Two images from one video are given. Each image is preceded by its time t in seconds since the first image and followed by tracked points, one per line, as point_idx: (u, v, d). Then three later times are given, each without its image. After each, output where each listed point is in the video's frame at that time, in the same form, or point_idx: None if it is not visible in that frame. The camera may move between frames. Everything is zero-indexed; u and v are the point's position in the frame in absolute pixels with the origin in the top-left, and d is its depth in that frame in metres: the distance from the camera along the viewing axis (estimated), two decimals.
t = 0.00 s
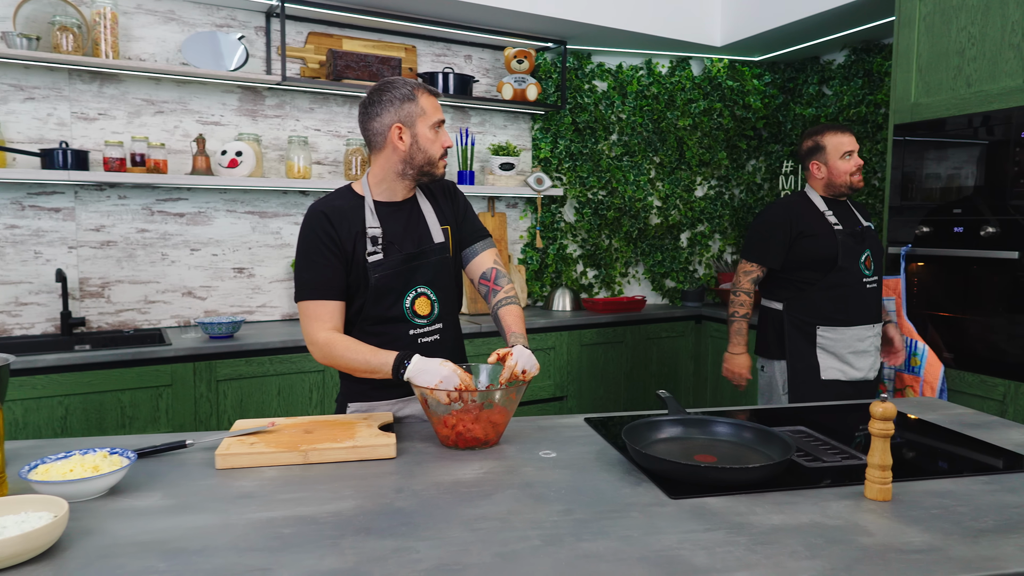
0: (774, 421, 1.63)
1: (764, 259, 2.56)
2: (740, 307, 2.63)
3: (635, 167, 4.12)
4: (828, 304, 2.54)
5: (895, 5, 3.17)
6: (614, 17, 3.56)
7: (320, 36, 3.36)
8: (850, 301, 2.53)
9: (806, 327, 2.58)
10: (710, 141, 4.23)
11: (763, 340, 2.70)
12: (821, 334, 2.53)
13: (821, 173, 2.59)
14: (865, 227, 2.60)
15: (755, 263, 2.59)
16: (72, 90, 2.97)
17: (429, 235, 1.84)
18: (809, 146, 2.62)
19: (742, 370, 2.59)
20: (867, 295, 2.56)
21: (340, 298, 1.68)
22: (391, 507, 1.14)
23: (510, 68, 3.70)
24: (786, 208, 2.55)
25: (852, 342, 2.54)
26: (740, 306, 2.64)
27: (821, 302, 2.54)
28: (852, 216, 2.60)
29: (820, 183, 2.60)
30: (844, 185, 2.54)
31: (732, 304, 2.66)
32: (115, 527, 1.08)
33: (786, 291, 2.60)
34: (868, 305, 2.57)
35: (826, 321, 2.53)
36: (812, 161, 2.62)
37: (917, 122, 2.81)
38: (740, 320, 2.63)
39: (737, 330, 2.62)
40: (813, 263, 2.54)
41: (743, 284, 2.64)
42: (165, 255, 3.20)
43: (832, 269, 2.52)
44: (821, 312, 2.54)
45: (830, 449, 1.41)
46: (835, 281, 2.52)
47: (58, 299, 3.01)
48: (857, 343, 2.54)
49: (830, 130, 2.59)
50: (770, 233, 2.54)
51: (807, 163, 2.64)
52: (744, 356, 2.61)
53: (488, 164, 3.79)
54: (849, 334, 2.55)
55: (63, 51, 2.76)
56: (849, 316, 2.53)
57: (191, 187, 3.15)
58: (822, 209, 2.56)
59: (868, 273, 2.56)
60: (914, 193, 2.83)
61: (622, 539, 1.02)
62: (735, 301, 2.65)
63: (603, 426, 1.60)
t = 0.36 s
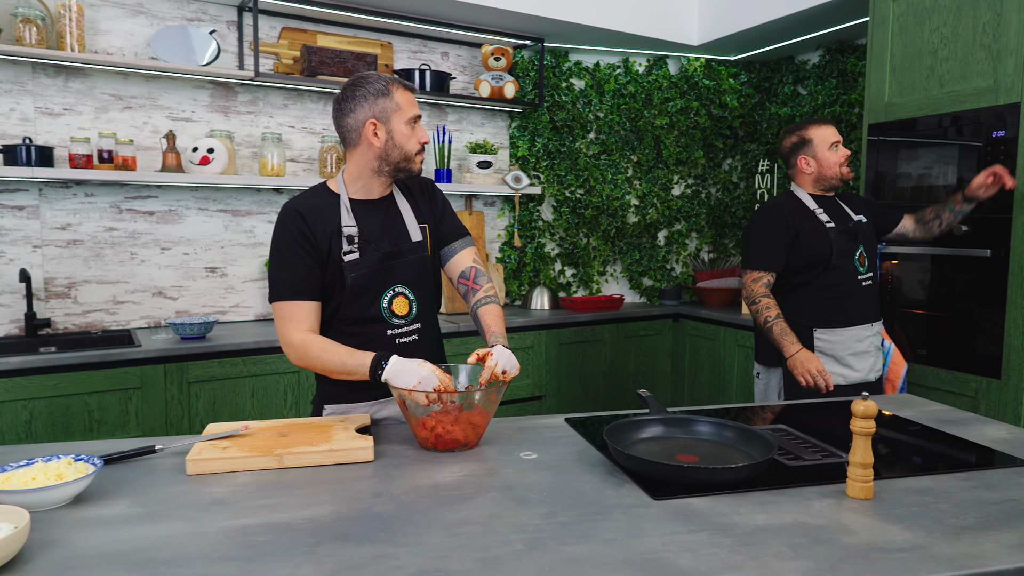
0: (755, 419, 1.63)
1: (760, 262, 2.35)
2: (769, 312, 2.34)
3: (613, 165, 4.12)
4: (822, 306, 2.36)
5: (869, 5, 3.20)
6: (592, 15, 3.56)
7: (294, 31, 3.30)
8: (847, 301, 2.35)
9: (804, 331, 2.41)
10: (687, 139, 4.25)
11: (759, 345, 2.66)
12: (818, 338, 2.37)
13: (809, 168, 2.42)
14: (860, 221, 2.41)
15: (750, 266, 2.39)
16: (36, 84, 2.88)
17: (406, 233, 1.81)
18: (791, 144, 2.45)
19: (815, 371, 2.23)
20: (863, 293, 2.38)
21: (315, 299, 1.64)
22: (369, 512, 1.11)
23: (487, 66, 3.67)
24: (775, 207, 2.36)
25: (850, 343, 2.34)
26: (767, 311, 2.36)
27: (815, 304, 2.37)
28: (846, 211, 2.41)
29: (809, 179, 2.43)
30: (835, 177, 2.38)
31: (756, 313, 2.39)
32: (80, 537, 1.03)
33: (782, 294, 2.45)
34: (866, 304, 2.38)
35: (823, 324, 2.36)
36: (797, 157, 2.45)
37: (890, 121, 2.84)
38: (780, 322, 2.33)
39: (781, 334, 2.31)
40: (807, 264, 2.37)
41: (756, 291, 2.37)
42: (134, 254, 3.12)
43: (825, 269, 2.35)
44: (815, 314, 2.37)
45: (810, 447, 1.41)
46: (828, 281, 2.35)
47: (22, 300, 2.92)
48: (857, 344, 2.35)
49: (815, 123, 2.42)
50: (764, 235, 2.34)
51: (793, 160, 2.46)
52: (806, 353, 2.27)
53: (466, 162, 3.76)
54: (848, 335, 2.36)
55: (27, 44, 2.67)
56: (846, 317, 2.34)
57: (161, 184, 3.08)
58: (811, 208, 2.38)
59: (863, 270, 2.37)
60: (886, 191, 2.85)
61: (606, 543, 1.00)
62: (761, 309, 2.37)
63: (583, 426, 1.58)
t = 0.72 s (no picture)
0: (742, 415, 1.63)
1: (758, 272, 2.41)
2: (756, 326, 2.43)
3: (595, 163, 4.11)
4: (832, 306, 2.35)
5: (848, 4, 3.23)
6: (573, 11, 3.54)
7: (273, 25, 3.26)
8: (857, 299, 2.33)
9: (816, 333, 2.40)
10: (668, 137, 4.25)
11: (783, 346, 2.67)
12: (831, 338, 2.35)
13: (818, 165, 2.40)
14: (869, 217, 2.39)
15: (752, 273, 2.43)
16: (5, 77, 2.80)
17: (390, 229, 1.78)
18: (807, 136, 2.44)
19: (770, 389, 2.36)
20: (876, 290, 2.34)
21: (298, 295, 1.61)
22: (355, 512, 1.09)
23: (469, 62, 3.65)
24: (777, 212, 2.38)
25: (865, 342, 2.32)
26: (756, 324, 2.44)
27: (824, 304, 2.36)
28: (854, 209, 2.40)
29: (817, 176, 2.42)
30: (844, 177, 2.36)
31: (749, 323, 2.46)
32: (54, 541, 1.00)
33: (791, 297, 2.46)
34: (880, 300, 2.34)
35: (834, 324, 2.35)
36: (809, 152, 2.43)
37: (869, 119, 2.87)
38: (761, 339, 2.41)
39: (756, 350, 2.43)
40: (812, 266, 2.37)
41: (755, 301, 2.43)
42: (108, 252, 3.05)
43: (833, 268, 2.34)
44: (825, 314, 2.36)
45: (798, 442, 1.41)
46: (836, 281, 2.34)
47: None
48: (872, 342, 2.31)
49: (832, 121, 2.40)
50: (764, 241, 2.38)
51: (804, 154, 2.45)
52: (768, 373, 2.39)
53: (447, 159, 3.73)
54: (861, 334, 2.33)
55: None
56: (857, 315, 2.32)
57: (136, 180, 3.01)
58: (817, 208, 2.38)
59: (874, 266, 2.34)
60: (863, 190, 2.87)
61: (598, 540, 0.99)
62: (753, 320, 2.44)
63: (571, 423, 1.57)
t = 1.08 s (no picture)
0: (732, 414, 1.63)
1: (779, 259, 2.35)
2: (768, 313, 2.38)
3: (582, 163, 4.12)
4: (852, 309, 2.29)
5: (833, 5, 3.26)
6: (561, 10, 3.54)
7: (257, 23, 3.22)
8: (876, 305, 2.28)
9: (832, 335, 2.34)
10: (655, 137, 4.26)
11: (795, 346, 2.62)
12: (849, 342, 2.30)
13: (874, 165, 2.29)
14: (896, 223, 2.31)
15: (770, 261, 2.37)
16: None
17: (380, 227, 1.77)
18: (879, 130, 2.29)
19: (788, 373, 2.32)
20: (897, 296, 2.30)
21: (286, 294, 1.59)
22: (347, 515, 1.07)
23: (456, 61, 3.64)
24: (802, 207, 2.30)
25: (883, 348, 2.30)
26: (770, 311, 2.38)
27: (843, 307, 2.30)
28: (882, 213, 2.32)
29: (865, 174, 2.30)
30: (891, 187, 2.28)
31: (759, 310, 2.42)
32: (39, 548, 0.98)
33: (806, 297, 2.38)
34: (899, 307, 2.31)
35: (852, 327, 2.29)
36: (870, 148, 2.30)
37: (854, 119, 2.89)
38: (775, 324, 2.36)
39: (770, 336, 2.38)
40: (834, 264, 2.29)
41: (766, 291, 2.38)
42: (90, 252, 3.00)
43: (856, 271, 2.26)
44: (843, 318, 2.30)
45: (788, 441, 1.42)
46: (858, 284, 2.26)
47: None
48: (890, 349, 2.30)
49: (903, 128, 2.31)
50: (787, 230, 2.31)
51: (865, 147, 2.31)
52: (786, 357, 2.36)
53: (434, 158, 3.72)
54: (880, 340, 2.31)
55: None
56: (878, 320, 2.28)
57: (119, 179, 2.96)
58: (851, 206, 2.29)
59: (898, 272, 2.28)
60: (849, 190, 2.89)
61: (593, 541, 0.98)
62: (764, 307, 2.39)
63: (562, 423, 1.56)
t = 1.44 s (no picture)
0: (715, 414, 1.64)
1: (812, 248, 2.19)
2: (816, 301, 2.19)
3: (566, 163, 4.12)
4: (873, 309, 2.22)
5: (814, 7, 3.29)
6: (545, 11, 3.55)
7: (239, 21, 3.19)
8: (894, 307, 2.23)
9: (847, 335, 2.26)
10: (639, 137, 4.27)
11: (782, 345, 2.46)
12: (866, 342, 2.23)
13: (897, 169, 2.25)
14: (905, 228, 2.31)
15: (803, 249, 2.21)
16: None
17: (365, 228, 1.76)
18: (912, 133, 2.22)
19: (865, 354, 2.16)
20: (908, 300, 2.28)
21: (268, 294, 1.57)
22: (329, 519, 1.06)
23: (440, 60, 3.63)
24: (842, 191, 2.18)
25: (891, 351, 2.24)
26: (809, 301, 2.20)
27: (865, 306, 2.22)
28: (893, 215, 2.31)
29: (888, 176, 2.26)
30: (906, 191, 2.28)
31: (803, 301, 2.21)
32: (14, 555, 0.96)
33: (827, 292, 2.27)
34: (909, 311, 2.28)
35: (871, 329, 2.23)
36: (897, 149, 2.24)
37: (835, 121, 2.92)
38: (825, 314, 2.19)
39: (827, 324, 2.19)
40: (863, 260, 2.21)
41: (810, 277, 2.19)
42: (68, 253, 2.96)
43: (881, 270, 2.21)
44: (864, 318, 2.22)
45: (771, 440, 1.43)
46: (882, 283, 2.21)
47: None
48: (897, 352, 2.25)
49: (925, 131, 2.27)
50: (822, 218, 2.17)
51: (894, 147, 2.23)
52: (852, 339, 2.19)
53: (418, 158, 3.70)
54: (889, 342, 2.25)
55: None
56: (894, 323, 2.23)
57: (98, 179, 2.93)
58: (875, 203, 2.23)
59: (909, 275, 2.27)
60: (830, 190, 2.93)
61: (576, 542, 0.98)
62: (808, 296, 2.20)
63: (546, 424, 1.56)
